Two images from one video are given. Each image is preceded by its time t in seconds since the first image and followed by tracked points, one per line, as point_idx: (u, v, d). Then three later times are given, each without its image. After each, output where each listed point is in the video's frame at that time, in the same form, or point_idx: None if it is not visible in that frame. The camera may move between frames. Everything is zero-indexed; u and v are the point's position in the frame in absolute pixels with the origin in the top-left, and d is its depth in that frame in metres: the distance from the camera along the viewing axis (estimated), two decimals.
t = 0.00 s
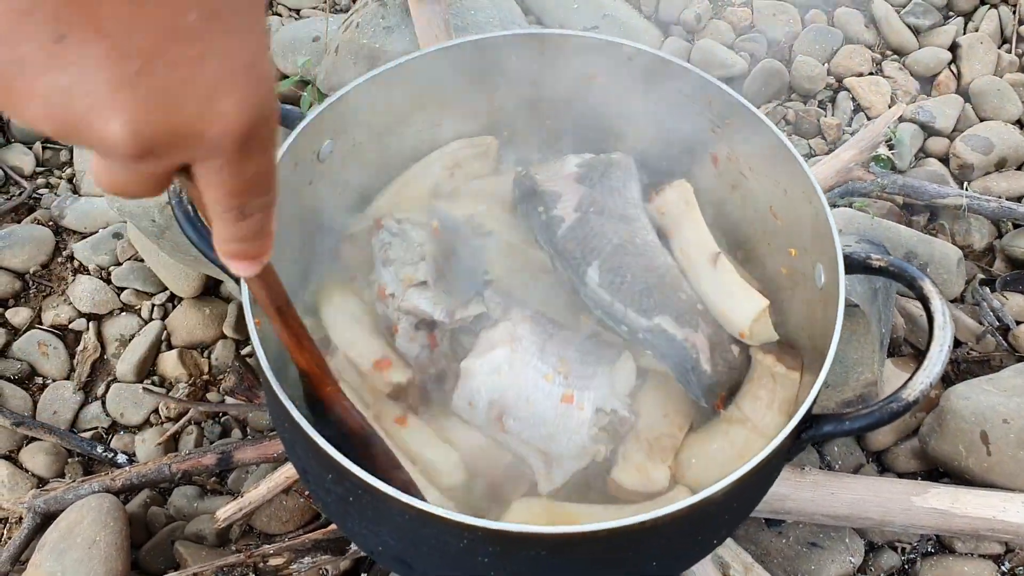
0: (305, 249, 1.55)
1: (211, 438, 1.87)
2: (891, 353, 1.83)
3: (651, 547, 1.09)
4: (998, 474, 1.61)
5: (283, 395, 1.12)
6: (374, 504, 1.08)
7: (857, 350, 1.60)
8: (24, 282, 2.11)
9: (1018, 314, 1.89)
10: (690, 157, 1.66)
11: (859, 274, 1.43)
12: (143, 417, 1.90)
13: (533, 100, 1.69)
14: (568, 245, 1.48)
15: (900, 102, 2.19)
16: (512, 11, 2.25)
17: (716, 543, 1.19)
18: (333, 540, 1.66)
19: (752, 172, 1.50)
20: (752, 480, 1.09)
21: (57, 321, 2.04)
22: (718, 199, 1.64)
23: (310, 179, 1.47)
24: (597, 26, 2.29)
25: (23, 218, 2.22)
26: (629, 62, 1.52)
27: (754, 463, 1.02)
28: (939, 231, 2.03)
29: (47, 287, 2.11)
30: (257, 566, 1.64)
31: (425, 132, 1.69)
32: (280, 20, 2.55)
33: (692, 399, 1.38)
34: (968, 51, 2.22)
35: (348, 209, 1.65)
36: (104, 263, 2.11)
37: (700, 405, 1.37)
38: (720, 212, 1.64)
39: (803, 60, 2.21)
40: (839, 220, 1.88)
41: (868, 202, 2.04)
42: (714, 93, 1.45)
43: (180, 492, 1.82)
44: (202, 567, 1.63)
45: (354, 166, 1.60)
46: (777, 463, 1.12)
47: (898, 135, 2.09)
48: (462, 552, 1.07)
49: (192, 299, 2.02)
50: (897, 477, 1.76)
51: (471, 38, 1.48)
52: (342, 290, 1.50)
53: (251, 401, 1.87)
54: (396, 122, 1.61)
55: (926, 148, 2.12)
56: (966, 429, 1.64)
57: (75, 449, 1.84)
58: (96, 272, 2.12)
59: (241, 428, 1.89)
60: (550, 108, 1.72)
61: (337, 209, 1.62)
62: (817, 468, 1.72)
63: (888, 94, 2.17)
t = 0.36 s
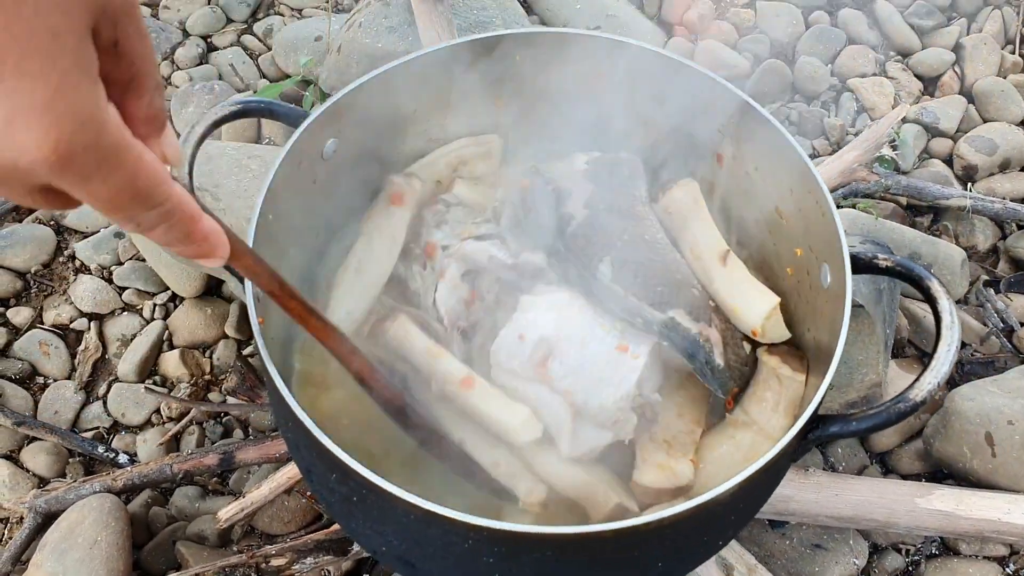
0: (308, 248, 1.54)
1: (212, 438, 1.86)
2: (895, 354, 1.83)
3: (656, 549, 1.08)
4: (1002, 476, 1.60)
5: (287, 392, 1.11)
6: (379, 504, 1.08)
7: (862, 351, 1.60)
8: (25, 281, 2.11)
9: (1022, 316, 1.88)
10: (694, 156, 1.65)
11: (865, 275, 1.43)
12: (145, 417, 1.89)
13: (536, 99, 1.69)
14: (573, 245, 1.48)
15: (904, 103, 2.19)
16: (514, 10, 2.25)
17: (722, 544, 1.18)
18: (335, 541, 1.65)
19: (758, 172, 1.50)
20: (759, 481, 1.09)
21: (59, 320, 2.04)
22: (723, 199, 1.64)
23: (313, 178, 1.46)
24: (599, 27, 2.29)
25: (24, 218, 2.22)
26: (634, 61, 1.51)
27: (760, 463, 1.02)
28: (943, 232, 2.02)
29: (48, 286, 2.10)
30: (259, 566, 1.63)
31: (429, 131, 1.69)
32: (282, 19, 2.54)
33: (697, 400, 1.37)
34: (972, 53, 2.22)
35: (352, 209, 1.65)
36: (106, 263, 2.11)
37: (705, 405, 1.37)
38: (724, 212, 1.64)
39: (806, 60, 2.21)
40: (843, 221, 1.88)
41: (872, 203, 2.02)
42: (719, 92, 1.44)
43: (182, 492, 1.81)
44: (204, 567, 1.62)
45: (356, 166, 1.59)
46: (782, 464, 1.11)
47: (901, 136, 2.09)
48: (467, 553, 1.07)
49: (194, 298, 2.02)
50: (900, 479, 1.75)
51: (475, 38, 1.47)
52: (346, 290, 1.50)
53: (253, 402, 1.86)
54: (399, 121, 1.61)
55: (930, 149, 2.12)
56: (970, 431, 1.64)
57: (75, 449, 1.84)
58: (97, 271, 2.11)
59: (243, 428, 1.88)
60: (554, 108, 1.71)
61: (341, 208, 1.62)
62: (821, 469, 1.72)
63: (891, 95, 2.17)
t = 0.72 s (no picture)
0: (307, 252, 1.54)
1: (211, 442, 1.86)
2: (895, 359, 1.82)
3: (656, 555, 1.08)
4: (1003, 481, 1.60)
5: (286, 397, 1.11)
6: (377, 510, 1.07)
7: (863, 356, 1.59)
8: (24, 284, 2.10)
9: (1022, 320, 1.88)
10: (695, 161, 1.65)
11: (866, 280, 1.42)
12: (143, 421, 1.89)
13: (536, 103, 1.69)
14: (575, 250, 1.47)
15: (904, 108, 2.19)
16: (514, 14, 2.25)
17: (722, 550, 1.18)
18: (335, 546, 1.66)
19: (758, 176, 1.49)
20: (759, 487, 1.08)
21: (58, 324, 2.03)
22: (723, 203, 1.63)
23: (312, 182, 1.46)
24: (600, 30, 2.29)
25: (24, 221, 2.22)
26: (635, 66, 1.51)
27: (761, 469, 1.02)
28: (943, 236, 2.02)
29: (47, 289, 2.10)
30: (257, 571, 1.63)
31: (429, 134, 1.69)
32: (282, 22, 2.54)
33: (698, 405, 1.37)
34: (972, 57, 2.22)
35: (351, 212, 1.64)
36: (105, 266, 2.10)
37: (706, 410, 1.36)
38: (724, 216, 1.64)
39: (806, 64, 2.21)
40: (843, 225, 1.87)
41: (873, 208, 2.02)
42: (719, 97, 1.44)
43: (180, 497, 1.80)
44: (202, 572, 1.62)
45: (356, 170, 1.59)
46: (783, 470, 1.11)
47: (902, 140, 2.08)
48: (467, 559, 1.06)
49: (193, 302, 2.01)
50: (900, 484, 1.75)
51: (474, 42, 1.47)
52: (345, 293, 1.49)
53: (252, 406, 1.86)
54: (399, 126, 1.61)
55: (930, 153, 2.11)
56: (970, 436, 1.63)
57: (74, 453, 1.83)
58: (96, 274, 2.10)
59: (241, 432, 1.88)
60: (553, 111, 1.71)
61: (342, 212, 1.62)
62: (821, 474, 1.71)
63: (892, 99, 2.17)
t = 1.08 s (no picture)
0: (309, 256, 1.54)
1: (212, 448, 1.85)
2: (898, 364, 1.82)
3: (660, 562, 1.07)
4: (1008, 487, 1.59)
5: (287, 402, 1.10)
6: (380, 516, 1.06)
7: (866, 361, 1.59)
8: (24, 289, 2.10)
9: None
10: (697, 165, 1.65)
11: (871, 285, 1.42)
12: (144, 426, 1.88)
13: (538, 107, 1.68)
14: (577, 255, 1.46)
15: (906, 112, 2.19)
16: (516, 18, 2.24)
17: (726, 557, 1.17)
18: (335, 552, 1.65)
19: (762, 180, 1.49)
20: (765, 493, 1.08)
21: (58, 328, 2.02)
22: (726, 208, 1.63)
23: (314, 186, 1.46)
24: (601, 34, 2.28)
25: (24, 225, 2.21)
26: (638, 70, 1.51)
27: (766, 476, 1.01)
28: (946, 240, 2.01)
29: (48, 294, 2.09)
30: None
31: (431, 138, 1.68)
32: (284, 27, 2.54)
33: (700, 411, 1.36)
34: (974, 61, 2.21)
35: (353, 217, 1.64)
36: (105, 270, 2.10)
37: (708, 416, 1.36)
38: (727, 220, 1.64)
39: (808, 68, 2.21)
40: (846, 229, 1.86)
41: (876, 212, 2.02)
42: (724, 101, 1.44)
43: (181, 502, 1.80)
44: None
45: (358, 174, 1.59)
46: (789, 476, 1.10)
47: (904, 144, 2.08)
48: (470, 566, 1.06)
49: (194, 306, 2.01)
50: (904, 489, 1.74)
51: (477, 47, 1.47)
52: (347, 299, 1.49)
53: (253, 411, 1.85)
54: (401, 130, 1.60)
55: (932, 157, 2.11)
56: (975, 442, 1.63)
57: (75, 458, 1.82)
58: (97, 279, 2.10)
59: (243, 437, 1.88)
60: (555, 115, 1.70)
61: (342, 216, 1.61)
62: (825, 479, 1.70)
63: (894, 104, 2.16)
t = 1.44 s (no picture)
0: (312, 254, 1.53)
1: (214, 447, 1.84)
2: (903, 362, 1.81)
3: (667, 562, 1.06)
4: (1014, 485, 1.58)
5: (292, 401, 1.09)
6: (386, 516, 1.05)
7: (873, 359, 1.58)
8: (25, 288, 2.09)
9: None
10: (703, 163, 1.64)
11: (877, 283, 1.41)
12: (146, 426, 1.87)
13: (540, 105, 1.67)
14: (583, 254, 1.46)
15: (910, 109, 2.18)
16: (519, 15, 2.23)
17: (734, 557, 1.16)
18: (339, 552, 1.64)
19: (768, 177, 1.48)
20: (773, 492, 1.07)
21: (59, 328, 2.01)
22: (732, 206, 1.62)
23: (317, 184, 1.45)
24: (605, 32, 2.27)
25: (25, 225, 2.20)
26: (643, 67, 1.50)
27: (775, 475, 1.00)
28: (952, 238, 2.00)
29: (49, 293, 2.08)
30: None
31: (434, 136, 1.67)
32: (285, 25, 2.53)
33: (707, 411, 1.35)
34: (978, 58, 2.21)
35: (356, 218, 1.63)
36: (106, 269, 2.09)
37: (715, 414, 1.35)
38: (733, 218, 1.63)
39: (813, 65, 2.20)
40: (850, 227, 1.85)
41: (881, 209, 2.01)
42: (731, 98, 1.42)
43: (183, 502, 1.79)
44: None
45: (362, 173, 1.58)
46: (796, 475, 1.09)
47: (909, 141, 2.07)
48: (476, 566, 1.05)
49: (196, 305, 2.00)
50: (909, 488, 1.74)
51: (481, 44, 1.46)
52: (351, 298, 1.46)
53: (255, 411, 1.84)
54: (404, 129, 1.60)
55: (937, 155, 2.10)
56: (981, 440, 1.62)
57: (76, 458, 1.82)
58: (98, 278, 2.09)
59: (245, 437, 1.87)
60: (560, 113, 1.69)
61: (346, 215, 1.60)
62: (830, 478, 1.70)
63: (898, 101, 2.16)
